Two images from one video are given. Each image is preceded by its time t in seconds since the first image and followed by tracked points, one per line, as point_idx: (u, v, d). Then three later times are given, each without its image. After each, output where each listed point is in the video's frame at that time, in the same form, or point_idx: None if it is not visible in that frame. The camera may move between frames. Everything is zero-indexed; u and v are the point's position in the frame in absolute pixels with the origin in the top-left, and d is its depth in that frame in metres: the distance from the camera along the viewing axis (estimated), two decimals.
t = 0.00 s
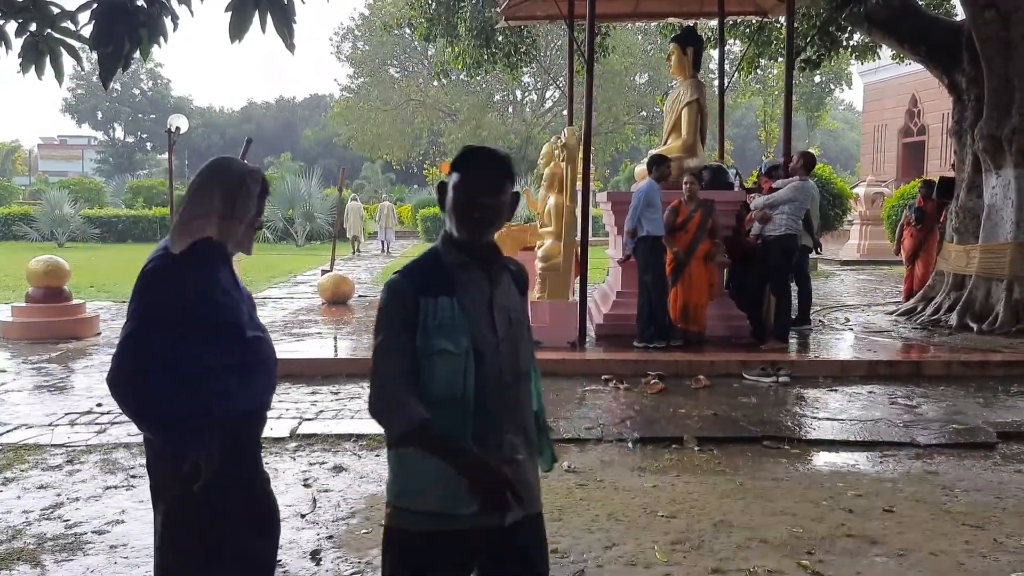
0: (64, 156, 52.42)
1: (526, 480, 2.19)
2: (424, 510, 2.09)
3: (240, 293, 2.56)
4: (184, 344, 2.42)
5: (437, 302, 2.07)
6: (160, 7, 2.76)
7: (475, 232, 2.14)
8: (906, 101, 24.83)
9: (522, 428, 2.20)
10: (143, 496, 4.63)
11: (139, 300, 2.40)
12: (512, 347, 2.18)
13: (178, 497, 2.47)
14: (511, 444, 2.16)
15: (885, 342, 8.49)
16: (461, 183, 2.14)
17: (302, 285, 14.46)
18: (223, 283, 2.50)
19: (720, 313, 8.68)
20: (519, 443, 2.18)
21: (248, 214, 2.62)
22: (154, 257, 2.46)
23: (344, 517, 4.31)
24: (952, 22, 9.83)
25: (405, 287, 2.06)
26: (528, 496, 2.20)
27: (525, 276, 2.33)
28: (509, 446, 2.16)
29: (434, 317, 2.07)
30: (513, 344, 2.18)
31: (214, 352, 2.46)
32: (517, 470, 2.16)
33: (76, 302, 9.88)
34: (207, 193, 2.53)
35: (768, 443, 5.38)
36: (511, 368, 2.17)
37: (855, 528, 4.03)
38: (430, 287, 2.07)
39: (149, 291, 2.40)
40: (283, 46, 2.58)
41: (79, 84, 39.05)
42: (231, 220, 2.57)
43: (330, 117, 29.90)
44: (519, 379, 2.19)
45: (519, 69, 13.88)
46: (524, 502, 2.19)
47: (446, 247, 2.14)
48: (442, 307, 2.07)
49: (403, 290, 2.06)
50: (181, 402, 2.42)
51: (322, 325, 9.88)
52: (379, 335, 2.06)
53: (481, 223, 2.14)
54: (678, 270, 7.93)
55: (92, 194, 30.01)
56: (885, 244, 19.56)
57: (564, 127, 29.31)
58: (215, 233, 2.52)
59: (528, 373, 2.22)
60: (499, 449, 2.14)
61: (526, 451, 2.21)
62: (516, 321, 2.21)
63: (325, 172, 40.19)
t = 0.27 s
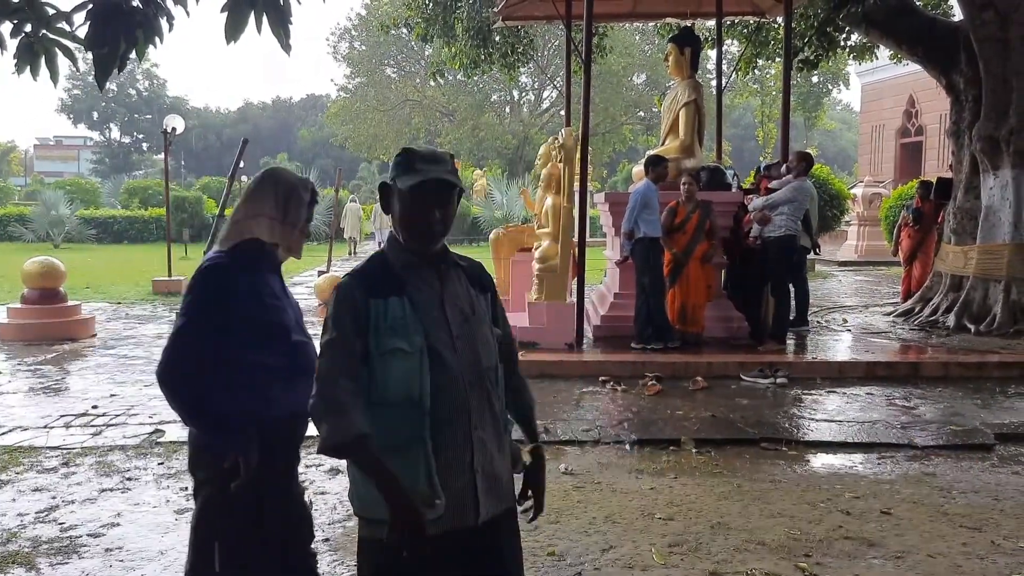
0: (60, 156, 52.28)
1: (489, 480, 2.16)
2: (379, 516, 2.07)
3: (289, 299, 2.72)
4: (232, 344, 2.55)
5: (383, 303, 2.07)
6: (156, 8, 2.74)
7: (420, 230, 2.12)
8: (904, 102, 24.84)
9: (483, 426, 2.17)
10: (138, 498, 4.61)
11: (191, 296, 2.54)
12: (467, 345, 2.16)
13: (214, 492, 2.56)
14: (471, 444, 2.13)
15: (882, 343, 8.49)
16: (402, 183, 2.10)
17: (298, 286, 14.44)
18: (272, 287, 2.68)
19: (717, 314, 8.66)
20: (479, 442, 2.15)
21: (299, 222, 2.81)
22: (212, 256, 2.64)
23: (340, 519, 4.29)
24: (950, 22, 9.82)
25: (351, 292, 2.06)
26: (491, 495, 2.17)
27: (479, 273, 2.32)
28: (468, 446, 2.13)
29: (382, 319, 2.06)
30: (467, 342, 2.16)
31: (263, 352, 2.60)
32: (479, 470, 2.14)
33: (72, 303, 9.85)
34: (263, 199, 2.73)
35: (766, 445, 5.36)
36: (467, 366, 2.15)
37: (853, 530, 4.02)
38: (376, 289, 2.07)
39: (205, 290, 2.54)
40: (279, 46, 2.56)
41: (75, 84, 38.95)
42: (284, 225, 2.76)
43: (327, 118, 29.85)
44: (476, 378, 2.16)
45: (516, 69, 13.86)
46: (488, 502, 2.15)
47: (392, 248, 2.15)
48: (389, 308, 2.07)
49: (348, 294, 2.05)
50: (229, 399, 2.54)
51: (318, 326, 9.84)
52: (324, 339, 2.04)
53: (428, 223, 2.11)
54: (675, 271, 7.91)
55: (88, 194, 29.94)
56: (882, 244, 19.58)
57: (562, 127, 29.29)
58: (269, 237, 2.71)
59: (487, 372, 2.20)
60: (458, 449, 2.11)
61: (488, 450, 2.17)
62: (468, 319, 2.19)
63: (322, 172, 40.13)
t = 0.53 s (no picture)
0: (58, 158, 52.28)
1: (472, 482, 2.12)
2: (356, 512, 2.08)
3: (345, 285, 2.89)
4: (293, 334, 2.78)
5: (365, 300, 2.09)
6: (154, 7, 2.73)
7: (407, 228, 2.13)
8: (901, 101, 24.86)
9: (468, 427, 2.14)
10: (136, 498, 4.60)
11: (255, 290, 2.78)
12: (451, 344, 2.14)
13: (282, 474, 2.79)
14: (451, 442, 2.11)
15: (880, 342, 8.49)
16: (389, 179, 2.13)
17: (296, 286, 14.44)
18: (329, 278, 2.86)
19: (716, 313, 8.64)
20: (461, 442, 2.12)
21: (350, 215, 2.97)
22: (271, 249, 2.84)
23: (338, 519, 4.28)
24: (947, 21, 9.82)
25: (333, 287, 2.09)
26: (474, 498, 2.12)
27: (479, 273, 2.28)
28: (449, 445, 2.10)
29: (363, 316, 2.08)
30: (452, 341, 2.14)
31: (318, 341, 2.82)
32: (460, 471, 2.11)
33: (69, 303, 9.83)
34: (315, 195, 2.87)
35: (763, 444, 5.36)
36: (452, 364, 2.13)
37: (850, 529, 4.02)
38: (358, 286, 2.10)
39: (268, 284, 2.78)
40: (277, 45, 2.56)
41: (72, 85, 38.93)
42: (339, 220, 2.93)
43: (324, 118, 29.85)
44: (460, 376, 2.14)
45: (513, 69, 13.86)
46: (470, 504, 2.11)
47: (383, 246, 2.16)
48: (371, 304, 2.09)
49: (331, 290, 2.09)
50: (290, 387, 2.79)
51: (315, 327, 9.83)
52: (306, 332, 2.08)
53: (413, 221, 2.12)
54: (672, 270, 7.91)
55: (85, 195, 29.91)
56: (880, 244, 19.61)
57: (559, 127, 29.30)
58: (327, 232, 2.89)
59: (475, 371, 2.17)
60: (436, 448, 2.10)
61: (471, 452, 2.14)
62: (456, 318, 2.17)
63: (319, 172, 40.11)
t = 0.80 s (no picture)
0: (56, 160, 52.30)
1: (462, 485, 2.10)
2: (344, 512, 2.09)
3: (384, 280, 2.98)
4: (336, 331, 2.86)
5: (355, 300, 2.10)
6: (153, 9, 2.73)
7: (400, 228, 2.14)
8: (899, 102, 24.88)
9: (457, 429, 2.12)
10: (134, 498, 4.59)
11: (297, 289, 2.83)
12: (442, 345, 2.13)
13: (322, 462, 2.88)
14: (439, 444, 2.10)
15: (879, 343, 8.49)
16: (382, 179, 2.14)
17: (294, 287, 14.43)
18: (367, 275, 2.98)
19: (715, 314, 8.61)
20: (450, 444, 2.10)
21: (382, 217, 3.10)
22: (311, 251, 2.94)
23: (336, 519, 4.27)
24: (946, 21, 9.81)
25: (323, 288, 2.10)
26: (464, 502, 2.10)
27: (476, 274, 2.26)
28: (437, 447, 2.09)
29: (352, 317, 2.10)
30: (443, 341, 2.13)
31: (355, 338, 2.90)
32: (448, 474, 2.09)
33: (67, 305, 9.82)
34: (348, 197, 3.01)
35: (761, 445, 5.36)
36: (441, 366, 2.11)
37: (849, 530, 4.01)
38: (349, 286, 2.10)
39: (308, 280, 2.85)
40: (276, 46, 2.55)
41: (70, 88, 38.93)
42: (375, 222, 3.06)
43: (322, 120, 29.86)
44: (450, 378, 2.12)
45: (511, 70, 13.86)
46: (459, 508, 2.09)
47: (379, 248, 2.17)
48: (361, 305, 2.09)
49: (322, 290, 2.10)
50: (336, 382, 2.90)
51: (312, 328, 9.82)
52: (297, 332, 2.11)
53: (405, 219, 2.13)
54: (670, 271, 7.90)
55: (83, 197, 29.91)
56: (878, 245, 19.62)
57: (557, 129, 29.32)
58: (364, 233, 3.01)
59: (469, 373, 2.15)
60: (424, 451, 2.09)
61: (461, 455, 2.12)
62: (450, 319, 2.15)
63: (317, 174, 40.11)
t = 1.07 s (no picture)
0: (57, 161, 52.42)
1: (458, 486, 2.10)
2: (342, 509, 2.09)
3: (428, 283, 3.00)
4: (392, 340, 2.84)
5: (354, 298, 2.09)
6: (153, 9, 2.72)
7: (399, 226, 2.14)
8: (900, 102, 24.86)
9: (455, 430, 2.11)
10: (136, 498, 4.58)
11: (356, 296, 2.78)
12: (441, 344, 2.11)
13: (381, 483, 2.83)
14: (437, 445, 2.09)
15: (881, 344, 8.48)
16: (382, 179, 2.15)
17: (295, 288, 14.44)
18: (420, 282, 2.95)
19: (716, 314, 8.61)
20: (447, 445, 2.10)
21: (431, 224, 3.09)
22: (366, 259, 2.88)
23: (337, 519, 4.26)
24: (947, 21, 9.80)
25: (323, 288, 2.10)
26: (460, 502, 2.09)
27: (475, 274, 2.26)
28: (434, 448, 2.08)
29: (351, 316, 2.09)
30: (443, 340, 2.12)
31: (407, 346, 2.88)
32: (445, 474, 2.08)
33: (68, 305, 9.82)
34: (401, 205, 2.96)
35: (763, 446, 5.35)
36: (440, 366, 2.10)
37: (852, 532, 4.00)
38: (349, 283, 2.10)
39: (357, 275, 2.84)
40: (276, 48, 2.55)
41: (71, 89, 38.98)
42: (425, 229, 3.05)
43: (322, 121, 29.88)
44: (448, 378, 2.11)
45: (511, 71, 13.86)
46: (456, 509, 2.09)
47: (380, 246, 2.17)
48: (360, 304, 2.08)
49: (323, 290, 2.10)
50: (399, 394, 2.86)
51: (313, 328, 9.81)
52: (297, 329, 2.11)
53: (404, 217, 2.15)
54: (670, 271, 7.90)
55: (85, 198, 29.97)
56: (880, 246, 19.60)
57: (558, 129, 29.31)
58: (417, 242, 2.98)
59: (467, 372, 2.14)
60: (421, 451, 2.08)
61: (459, 456, 2.11)
62: (449, 318, 2.14)
63: (317, 175, 40.13)
